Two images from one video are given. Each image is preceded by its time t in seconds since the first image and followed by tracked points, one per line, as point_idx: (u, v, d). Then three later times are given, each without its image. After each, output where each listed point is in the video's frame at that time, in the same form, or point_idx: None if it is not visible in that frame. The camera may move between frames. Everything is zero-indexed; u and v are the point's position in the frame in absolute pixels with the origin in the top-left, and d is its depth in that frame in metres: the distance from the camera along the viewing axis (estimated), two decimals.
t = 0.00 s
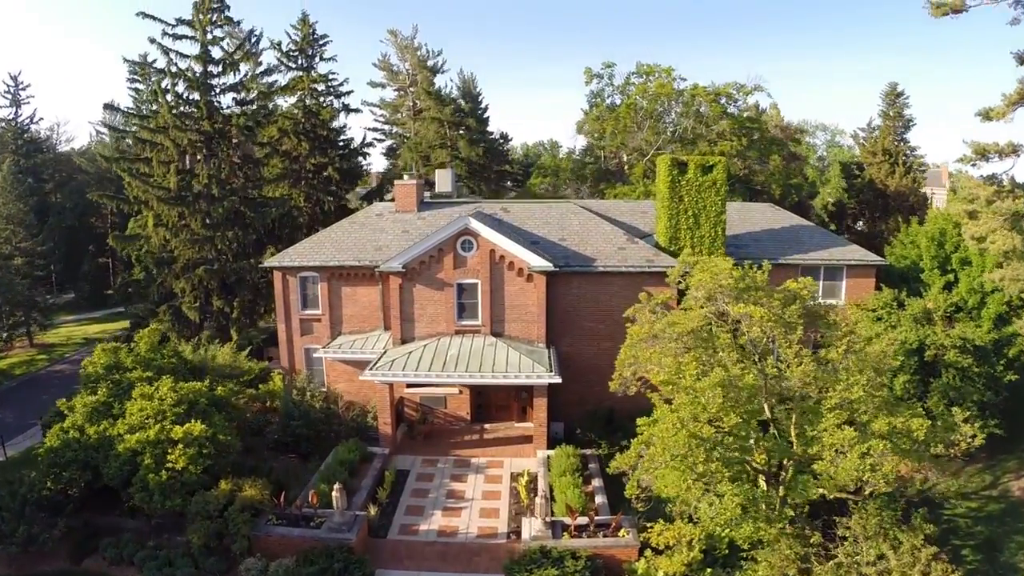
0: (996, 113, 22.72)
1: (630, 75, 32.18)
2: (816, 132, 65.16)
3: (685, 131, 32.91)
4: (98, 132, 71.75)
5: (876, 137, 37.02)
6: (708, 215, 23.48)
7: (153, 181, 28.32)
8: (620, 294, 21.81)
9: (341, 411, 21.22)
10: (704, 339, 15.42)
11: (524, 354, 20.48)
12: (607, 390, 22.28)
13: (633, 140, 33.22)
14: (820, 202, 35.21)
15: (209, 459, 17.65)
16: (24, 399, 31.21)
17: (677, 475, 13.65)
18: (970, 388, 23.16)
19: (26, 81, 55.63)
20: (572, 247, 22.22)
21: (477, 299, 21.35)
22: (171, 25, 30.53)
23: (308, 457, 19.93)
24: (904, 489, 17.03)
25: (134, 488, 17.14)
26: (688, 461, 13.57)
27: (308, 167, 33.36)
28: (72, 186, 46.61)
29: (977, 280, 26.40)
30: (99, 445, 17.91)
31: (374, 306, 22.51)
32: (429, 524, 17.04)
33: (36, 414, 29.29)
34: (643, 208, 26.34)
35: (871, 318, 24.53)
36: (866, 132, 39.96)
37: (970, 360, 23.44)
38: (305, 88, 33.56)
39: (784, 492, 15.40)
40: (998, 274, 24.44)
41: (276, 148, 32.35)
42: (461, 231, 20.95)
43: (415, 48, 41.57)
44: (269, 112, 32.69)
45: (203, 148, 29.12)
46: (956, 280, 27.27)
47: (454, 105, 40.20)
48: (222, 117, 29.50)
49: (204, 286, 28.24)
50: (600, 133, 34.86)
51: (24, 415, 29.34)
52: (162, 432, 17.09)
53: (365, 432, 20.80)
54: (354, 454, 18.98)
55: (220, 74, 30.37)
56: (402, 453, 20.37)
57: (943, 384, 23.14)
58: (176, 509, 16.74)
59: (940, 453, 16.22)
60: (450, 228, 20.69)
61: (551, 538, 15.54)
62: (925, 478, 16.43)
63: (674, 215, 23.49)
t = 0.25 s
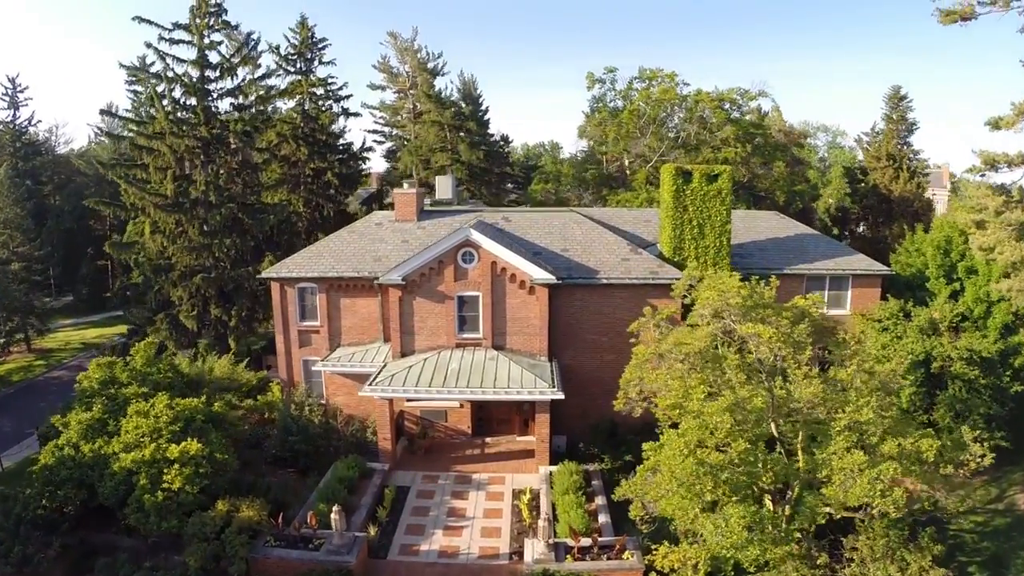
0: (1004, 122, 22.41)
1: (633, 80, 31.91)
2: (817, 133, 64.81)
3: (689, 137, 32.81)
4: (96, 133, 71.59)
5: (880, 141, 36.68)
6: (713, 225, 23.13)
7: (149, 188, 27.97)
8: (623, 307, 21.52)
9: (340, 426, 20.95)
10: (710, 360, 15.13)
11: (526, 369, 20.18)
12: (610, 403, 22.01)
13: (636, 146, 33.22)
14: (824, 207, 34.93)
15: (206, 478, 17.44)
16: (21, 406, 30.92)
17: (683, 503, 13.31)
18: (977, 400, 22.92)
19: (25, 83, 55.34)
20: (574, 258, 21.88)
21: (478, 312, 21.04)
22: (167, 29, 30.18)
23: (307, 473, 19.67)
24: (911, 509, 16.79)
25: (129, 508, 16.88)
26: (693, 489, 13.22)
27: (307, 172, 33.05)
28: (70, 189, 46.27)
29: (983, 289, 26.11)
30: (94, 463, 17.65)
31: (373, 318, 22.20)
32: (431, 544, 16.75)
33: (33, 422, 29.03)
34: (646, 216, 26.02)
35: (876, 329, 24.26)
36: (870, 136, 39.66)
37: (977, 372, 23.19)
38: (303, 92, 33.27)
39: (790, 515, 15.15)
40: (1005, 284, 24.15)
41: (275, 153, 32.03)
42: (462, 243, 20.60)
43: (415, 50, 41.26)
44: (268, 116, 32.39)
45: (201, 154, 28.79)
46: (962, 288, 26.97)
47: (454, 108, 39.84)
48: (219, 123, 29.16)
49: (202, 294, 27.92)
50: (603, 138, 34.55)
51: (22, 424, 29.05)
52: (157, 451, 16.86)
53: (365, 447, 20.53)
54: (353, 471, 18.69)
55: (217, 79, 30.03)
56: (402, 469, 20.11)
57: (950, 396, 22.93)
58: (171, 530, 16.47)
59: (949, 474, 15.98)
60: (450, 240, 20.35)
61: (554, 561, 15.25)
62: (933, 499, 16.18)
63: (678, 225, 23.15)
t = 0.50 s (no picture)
0: (1014, 131, 22.06)
1: (636, 85, 31.56)
2: (819, 135, 64.48)
3: (692, 143, 32.77)
4: (96, 135, 71.36)
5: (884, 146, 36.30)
6: (718, 235, 22.75)
7: (146, 195, 27.61)
8: (626, 320, 21.18)
9: (339, 441, 20.64)
10: (718, 381, 14.82)
11: (528, 384, 19.86)
12: (612, 417, 21.73)
13: (639, 151, 33.10)
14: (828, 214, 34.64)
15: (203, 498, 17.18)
16: (19, 415, 30.66)
17: (691, 533, 12.98)
18: (983, 413, 22.70)
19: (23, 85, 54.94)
20: (577, 270, 21.51)
21: (479, 326, 20.70)
22: (164, 33, 29.80)
23: (306, 491, 19.39)
24: (919, 530, 16.51)
25: (125, 528, 16.61)
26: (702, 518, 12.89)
27: (306, 178, 32.74)
28: (68, 192, 45.93)
29: (990, 300, 25.79)
30: (89, 482, 17.37)
31: (372, 330, 21.91)
32: (432, 565, 16.44)
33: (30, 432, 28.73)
34: (649, 224, 25.66)
35: (883, 341, 23.94)
36: (875, 140, 39.32)
37: (984, 385, 22.93)
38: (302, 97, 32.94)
39: (795, 537, 14.87)
40: (1013, 294, 23.84)
41: (273, 159, 31.70)
42: (463, 255, 20.23)
43: (415, 53, 40.89)
44: (266, 122, 32.02)
45: (199, 161, 28.42)
46: (969, 298, 26.65)
47: (455, 112, 39.45)
48: (217, 129, 28.82)
49: (199, 303, 27.66)
50: (607, 143, 34.54)
51: (19, 433, 28.79)
52: (154, 471, 16.57)
53: (364, 462, 20.25)
54: (352, 489, 18.39)
55: (215, 84, 29.67)
56: (403, 485, 19.83)
57: (956, 408, 22.76)
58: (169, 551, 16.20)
59: (958, 495, 15.70)
60: (451, 252, 19.99)
61: None
62: (941, 521, 15.91)
63: (682, 235, 22.73)
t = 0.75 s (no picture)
0: None
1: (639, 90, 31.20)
2: (821, 137, 64.07)
3: (696, 150, 32.54)
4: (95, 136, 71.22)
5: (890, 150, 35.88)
6: (723, 247, 22.36)
7: (144, 202, 27.27)
8: (630, 333, 20.85)
9: (339, 457, 20.34)
10: (726, 404, 14.50)
11: (530, 399, 19.55)
12: (615, 431, 21.43)
13: (643, 157, 32.97)
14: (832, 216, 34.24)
15: (199, 518, 16.90)
16: (17, 423, 30.39)
17: (699, 564, 12.65)
18: (991, 427, 22.42)
19: (21, 87, 54.54)
20: (580, 282, 21.16)
21: (481, 340, 20.37)
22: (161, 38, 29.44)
23: (305, 508, 19.11)
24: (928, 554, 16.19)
25: (121, 550, 16.33)
26: (710, 549, 12.57)
27: (305, 183, 32.40)
28: (68, 195, 45.64)
29: (998, 310, 25.45)
30: (85, 502, 17.08)
31: (372, 343, 21.62)
32: None
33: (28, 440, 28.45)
34: (654, 234, 25.30)
35: (890, 353, 23.58)
36: (879, 144, 39.03)
37: (992, 398, 22.63)
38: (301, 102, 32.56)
39: (801, 559, 14.82)
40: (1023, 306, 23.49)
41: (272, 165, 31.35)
42: (465, 268, 19.85)
43: (415, 55, 40.52)
44: (265, 127, 31.67)
45: (197, 167, 28.08)
46: (976, 308, 26.26)
47: (455, 115, 39.07)
48: (215, 135, 28.48)
49: (197, 311, 27.36)
50: (610, 148, 34.47)
51: (17, 442, 28.54)
52: (149, 491, 16.29)
53: (364, 478, 19.98)
54: (352, 507, 18.06)
55: (213, 90, 29.31)
56: (403, 502, 19.56)
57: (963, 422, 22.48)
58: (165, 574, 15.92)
59: (969, 519, 15.37)
60: (452, 265, 19.63)
61: None
62: (951, 546, 15.57)
63: (687, 247, 22.33)
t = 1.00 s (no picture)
0: None
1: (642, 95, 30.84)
2: (822, 139, 63.75)
3: (700, 156, 32.30)
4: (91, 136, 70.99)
5: (893, 155, 35.54)
6: (729, 258, 22.00)
7: (141, 210, 26.88)
8: (634, 347, 20.55)
9: (339, 473, 20.06)
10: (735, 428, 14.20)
11: (534, 416, 19.25)
12: (619, 446, 21.16)
13: (646, 165, 32.92)
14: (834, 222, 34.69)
15: (196, 539, 16.62)
16: (14, 432, 30.06)
17: None
18: (998, 441, 22.16)
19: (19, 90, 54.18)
20: (584, 295, 20.81)
21: (483, 354, 20.05)
22: (158, 43, 29.00)
23: (304, 527, 18.83)
24: None
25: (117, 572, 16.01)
26: None
27: (305, 190, 32.08)
28: (66, 199, 45.28)
29: (1005, 321, 25.17)
30: (80, 523, 16.75)
31: (372, 357, 21.32)
32: None
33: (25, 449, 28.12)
34: (658, 243, 24.98)
35: (895, 365, 23.26)
36: (883, 148, 38.67)
37: (999, 411, 22.36)
38: (300, 106, 32.20)
39: None
40: None
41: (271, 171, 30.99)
42: (466, 282, 19.48)
43: (415, 58, 40.17)
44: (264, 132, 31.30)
45: (195, 174, 27.71)
46: (983, 318, 25.94)
47: (456, 119, 38.73)
48: (213, 141, 28.10)
49: (195, 321, 27.02)
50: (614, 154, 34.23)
51: (14, 453, 28.21)
52: (146, 512, 15.98)
53: (364, 496, 19.69)
54: (352, 526, 17.68)
55: (211, 95, 28.93)
56: (404, 520, 19.28)
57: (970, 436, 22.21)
58: None
59: (981, 543, 15.09)
60: (454, 279, 19.27)
61: None
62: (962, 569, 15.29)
63: (693, 258, 21.98)
